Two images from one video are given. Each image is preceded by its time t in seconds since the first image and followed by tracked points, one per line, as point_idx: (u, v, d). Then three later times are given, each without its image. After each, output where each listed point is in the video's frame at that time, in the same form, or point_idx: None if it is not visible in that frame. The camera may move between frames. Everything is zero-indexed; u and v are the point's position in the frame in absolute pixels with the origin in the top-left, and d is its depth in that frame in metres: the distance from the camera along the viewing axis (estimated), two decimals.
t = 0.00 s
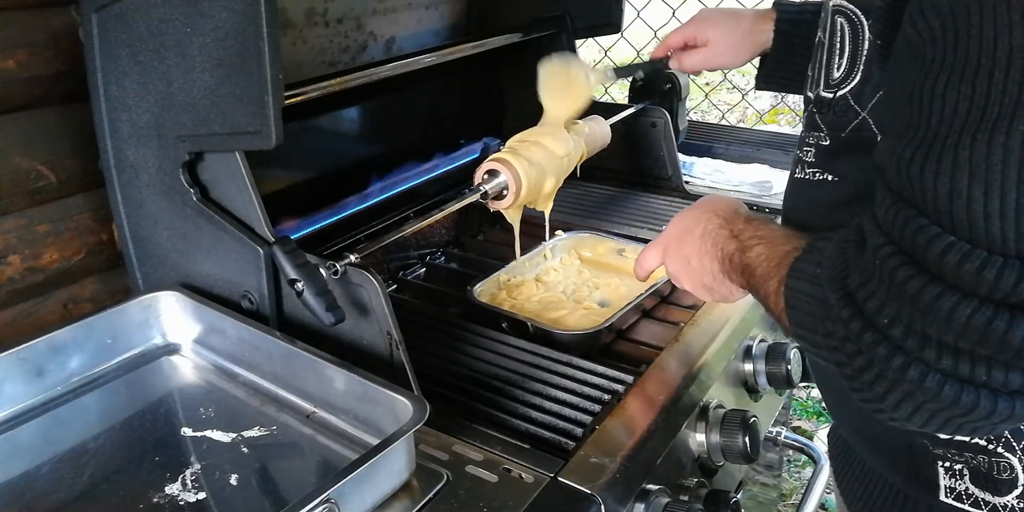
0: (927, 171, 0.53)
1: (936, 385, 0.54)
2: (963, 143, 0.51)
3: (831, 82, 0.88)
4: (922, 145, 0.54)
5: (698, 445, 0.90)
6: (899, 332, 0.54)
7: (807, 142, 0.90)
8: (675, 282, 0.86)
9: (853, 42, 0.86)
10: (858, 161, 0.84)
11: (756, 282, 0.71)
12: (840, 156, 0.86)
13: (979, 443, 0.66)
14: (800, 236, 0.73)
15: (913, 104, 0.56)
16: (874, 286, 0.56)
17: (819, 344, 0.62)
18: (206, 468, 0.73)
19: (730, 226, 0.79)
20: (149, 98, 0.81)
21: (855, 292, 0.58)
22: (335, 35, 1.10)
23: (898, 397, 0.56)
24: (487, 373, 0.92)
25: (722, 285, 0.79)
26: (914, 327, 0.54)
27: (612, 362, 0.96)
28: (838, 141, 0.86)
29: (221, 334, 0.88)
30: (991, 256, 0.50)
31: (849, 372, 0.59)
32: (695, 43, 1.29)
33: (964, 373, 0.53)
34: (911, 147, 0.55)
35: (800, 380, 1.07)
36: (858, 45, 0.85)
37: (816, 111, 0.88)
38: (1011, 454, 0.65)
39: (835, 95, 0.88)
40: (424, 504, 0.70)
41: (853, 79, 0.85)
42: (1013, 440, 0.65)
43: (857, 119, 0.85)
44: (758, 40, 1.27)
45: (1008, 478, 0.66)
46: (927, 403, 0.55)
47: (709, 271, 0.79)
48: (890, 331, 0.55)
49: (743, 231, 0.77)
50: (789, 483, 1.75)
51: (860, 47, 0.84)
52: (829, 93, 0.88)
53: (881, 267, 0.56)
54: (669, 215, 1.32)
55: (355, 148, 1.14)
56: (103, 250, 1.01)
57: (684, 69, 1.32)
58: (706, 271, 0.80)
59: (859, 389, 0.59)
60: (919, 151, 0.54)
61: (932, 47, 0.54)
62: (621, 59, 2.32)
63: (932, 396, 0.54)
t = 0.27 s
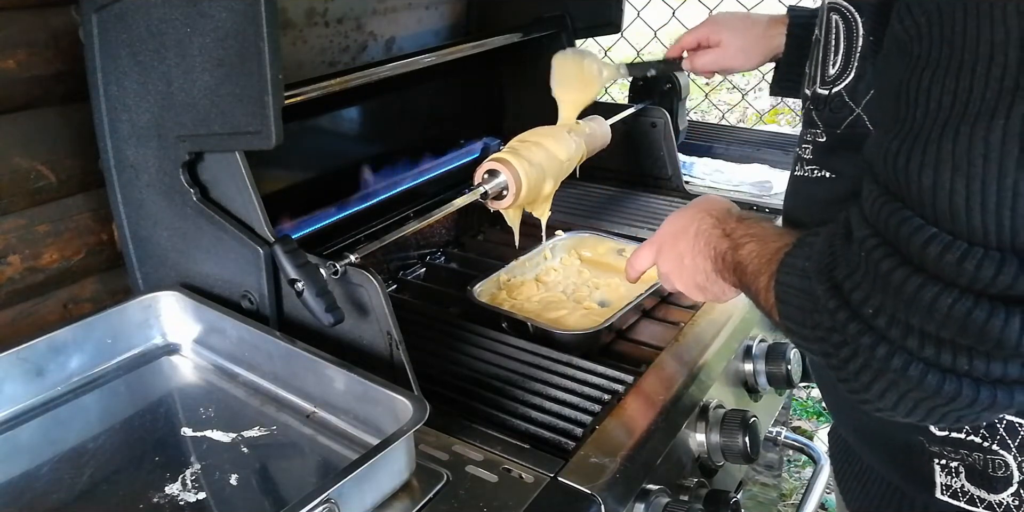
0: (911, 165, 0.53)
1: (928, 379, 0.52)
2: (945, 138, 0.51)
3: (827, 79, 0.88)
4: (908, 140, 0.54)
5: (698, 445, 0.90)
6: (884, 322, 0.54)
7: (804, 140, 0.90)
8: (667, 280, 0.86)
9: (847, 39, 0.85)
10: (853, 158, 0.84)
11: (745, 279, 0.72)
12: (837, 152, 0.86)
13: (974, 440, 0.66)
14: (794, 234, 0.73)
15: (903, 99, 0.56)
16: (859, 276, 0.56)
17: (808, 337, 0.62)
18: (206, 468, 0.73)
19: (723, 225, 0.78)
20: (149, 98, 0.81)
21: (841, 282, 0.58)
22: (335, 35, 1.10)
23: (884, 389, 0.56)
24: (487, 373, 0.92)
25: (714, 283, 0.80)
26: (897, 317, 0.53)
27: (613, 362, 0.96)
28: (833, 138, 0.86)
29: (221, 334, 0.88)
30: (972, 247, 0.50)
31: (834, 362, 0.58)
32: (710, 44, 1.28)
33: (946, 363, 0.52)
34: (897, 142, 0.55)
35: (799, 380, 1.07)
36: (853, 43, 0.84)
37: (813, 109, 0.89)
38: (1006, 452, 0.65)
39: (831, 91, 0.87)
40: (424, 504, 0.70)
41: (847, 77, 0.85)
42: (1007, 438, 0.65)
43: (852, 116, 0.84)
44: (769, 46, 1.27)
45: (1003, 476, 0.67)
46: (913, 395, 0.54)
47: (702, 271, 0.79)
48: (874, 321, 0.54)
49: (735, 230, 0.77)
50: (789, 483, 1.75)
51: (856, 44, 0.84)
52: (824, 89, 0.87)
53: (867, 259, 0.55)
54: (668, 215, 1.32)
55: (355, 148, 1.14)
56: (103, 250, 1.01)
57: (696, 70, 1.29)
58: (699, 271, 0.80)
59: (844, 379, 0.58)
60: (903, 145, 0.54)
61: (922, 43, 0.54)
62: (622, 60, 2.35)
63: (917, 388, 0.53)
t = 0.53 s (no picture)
0: (885, 162, 0.53)
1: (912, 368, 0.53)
2: (916, 136, 0.52)
3: (822, 76, 0.88)
4: (883, 137, 0.54)
5: (698, 444, 0.90)
6: (872, 319, 0.53)
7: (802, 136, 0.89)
8: (646, 307, 0.84)
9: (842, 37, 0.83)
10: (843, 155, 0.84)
11: (722, 292, 0.71)
12: (832, 149, 0.85)
13: (969, 434, 0.67)
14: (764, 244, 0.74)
15: (881, 96, 0.56)
16: (833, 266, 0.56)
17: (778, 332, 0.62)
18: (206, 468, 0.73)
19: (693, 245, 0.79)
20: (149, 98, 0.81)
21: (816, 272, 0.58)
22: (335, 35, 1.10)
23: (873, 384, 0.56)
24: (488, 373, 0.92)
25: (694, 305, 0.78)
26: (869, 306, 0.54)
27: (613, 362, 0.96)
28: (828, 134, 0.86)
29: (221, 334, 0.88)
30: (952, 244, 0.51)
31: (811, 351, 0.59)
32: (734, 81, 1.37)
33: (915, 347, 0.52)
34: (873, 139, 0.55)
35: (800, 380, 1.07)
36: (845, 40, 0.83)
37: (810, 105, 0.88)
38: (1000, 446, 0.66)
39: (826, 88, 0.87)
40: (424, 504, 0.70)
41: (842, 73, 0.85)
42: (1001, 432, 0.65)
43: (846, 112, 0.85)
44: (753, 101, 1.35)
45: (997, 470, 0.67)
46: (883, 377, 0.54)
47: (681, 293, 0.78)
48: (846, 309, 0.55)
49: (705, 248, 0.77)
50: (789, 483, 1.75)
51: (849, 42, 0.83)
52: (819, 86, 0.88)
53: (841, 251, 0.55)
54: (669, 215, 1.32)
55: (355, 148, 1.14)
56: (103, 250, 1.01)
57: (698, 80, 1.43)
58: (678, 293, 0.79)
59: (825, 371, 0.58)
60: (877, 143, 0.55)
61: (899, 42, 0.55)
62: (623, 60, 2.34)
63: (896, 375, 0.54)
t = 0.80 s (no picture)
0: (868, 159, 0.55)
1: (893, 359, 0.56)
2: (898, 134, 0.53)
3: (819, 76, 0.83)
4: (867, 134, 0.56)
5: (698, 445, 0.90)
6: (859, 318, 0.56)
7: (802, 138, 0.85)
8: (632, 326, 0.88)
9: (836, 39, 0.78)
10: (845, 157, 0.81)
11: (705, 303, 0.75)
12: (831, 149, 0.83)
13: (969, 431, 0.67)
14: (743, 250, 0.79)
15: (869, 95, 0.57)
16: (814, 264, 0.59)
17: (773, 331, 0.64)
18: (206, 468, 0.73)
19: (672, 263, 0.83)
20: (149, 98, 0.81)
21: (798, 270, 0.61)
22: (335, 35, 1.10)
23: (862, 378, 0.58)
24: (487, 373, 0.92)
25: (680, 320, 0.82)
26: (857, 304, 0.56)
27: (614, 362, 0.96)
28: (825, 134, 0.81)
29: (221, 334, 0.88)
30: (945, 248, 0.53)
31: (809, 351, 0.60)
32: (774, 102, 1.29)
33: (893, 339, 0.55)
34: (858, 137, 0.57)
35: (800, 380, 1.07)
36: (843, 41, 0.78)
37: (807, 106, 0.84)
38: (1001, 444, 0.66)
39: (823, 88, 0.82)
40: (424, 504, 0.70)
41: (838, 72, 0.79)
42: (1001, 430, 0.66)
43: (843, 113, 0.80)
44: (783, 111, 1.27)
45: (997, 467, 0.67)
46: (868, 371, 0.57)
47: (666, 310, 0.82)
48: (828, 305, 0.58)
49: (683, 263, 0.81)
50: (789, 483, 1.75)
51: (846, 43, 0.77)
52: (817, 86, 0.83)
53: (821, 248, 0.59)
54: (668, 216, 1.32)
55: (355, 148, 1.14)
56: (103, 250, 1.01)
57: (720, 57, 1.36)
58: (663, 310, 0.82)
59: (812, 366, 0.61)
60: (861, 140, 0.56)
61: (889, 41, 0.56)
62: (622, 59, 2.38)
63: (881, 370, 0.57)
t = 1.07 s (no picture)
0: (860, 160, 0.56)
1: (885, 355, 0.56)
2: (890, 136, 0.54)
3: (819, 79, 0.78)
4: (860, 136, 0.56)
5: (698, 445, 0.90)
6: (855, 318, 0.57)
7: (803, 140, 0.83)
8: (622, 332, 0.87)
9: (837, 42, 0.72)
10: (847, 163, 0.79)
11: (699, 307, 0.75)
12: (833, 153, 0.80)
13: (972, 430, 0.68)
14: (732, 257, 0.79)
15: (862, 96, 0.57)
16: (806, 264, 0.60)
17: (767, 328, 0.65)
18: (206, 468, 0.73)
19: (665, 269, 0.82)
20: (149, 98, 0.81)
21: (790, 271, 0.62)
22: (335, 35, 1.10)
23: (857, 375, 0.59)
24: (488, 373, 0.92)
25: (673, 326, 0.81)
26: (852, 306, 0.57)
27: (614, 361, 0.96)
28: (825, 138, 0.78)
29: (221, 334, 0.88)
30: (936, 247, 0.53)
31: (810, 352, 0.60)
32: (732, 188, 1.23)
33: (886, 336, 0.56)
34: (850, 138, 0.57)
35: (800, 380, 1.07)
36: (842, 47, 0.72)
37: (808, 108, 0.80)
38: (1003, 442, 0.67)
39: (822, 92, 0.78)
40: (424, 504, 0.70)
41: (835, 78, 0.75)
42: (1005, 428, 0.66)
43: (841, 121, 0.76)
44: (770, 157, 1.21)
45: (1000, 465, 0.68)
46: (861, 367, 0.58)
47: (660, 317, 0.81)
48: (821, 304, 0.59)
49: (677, 270, 0.81)
50: (789, 483, 1.75)
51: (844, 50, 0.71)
52: (816, 90, 0.78)
53: (813, 250, 0.59)
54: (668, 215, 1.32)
55: (355, 148, 1.14)
56: (103, 250, 1.01)
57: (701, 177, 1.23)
58: (657, 316, 0.82)
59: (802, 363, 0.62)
60: (854, 142, 0.57)
61: (878, 43, 0.56)
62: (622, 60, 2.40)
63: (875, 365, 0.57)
